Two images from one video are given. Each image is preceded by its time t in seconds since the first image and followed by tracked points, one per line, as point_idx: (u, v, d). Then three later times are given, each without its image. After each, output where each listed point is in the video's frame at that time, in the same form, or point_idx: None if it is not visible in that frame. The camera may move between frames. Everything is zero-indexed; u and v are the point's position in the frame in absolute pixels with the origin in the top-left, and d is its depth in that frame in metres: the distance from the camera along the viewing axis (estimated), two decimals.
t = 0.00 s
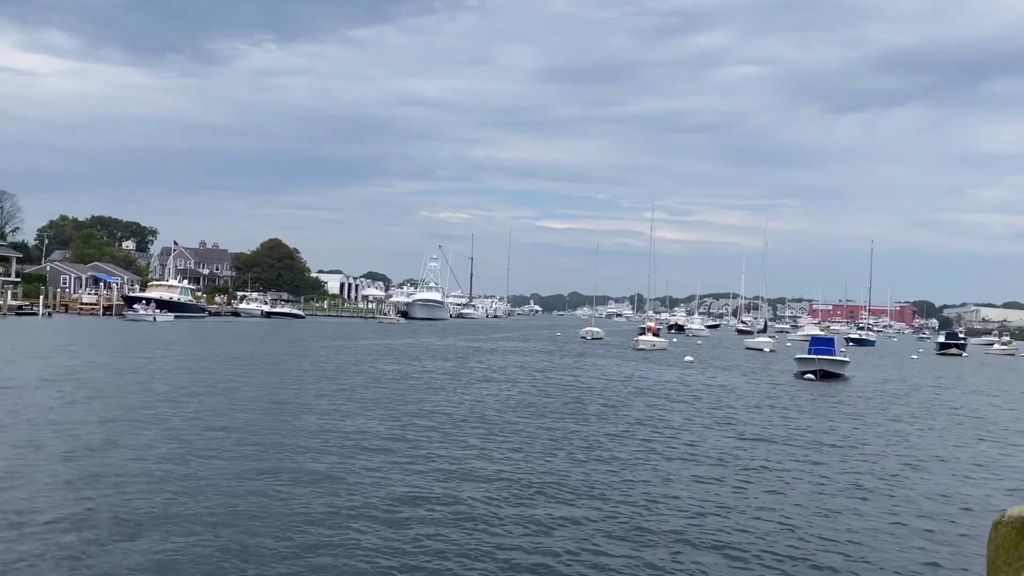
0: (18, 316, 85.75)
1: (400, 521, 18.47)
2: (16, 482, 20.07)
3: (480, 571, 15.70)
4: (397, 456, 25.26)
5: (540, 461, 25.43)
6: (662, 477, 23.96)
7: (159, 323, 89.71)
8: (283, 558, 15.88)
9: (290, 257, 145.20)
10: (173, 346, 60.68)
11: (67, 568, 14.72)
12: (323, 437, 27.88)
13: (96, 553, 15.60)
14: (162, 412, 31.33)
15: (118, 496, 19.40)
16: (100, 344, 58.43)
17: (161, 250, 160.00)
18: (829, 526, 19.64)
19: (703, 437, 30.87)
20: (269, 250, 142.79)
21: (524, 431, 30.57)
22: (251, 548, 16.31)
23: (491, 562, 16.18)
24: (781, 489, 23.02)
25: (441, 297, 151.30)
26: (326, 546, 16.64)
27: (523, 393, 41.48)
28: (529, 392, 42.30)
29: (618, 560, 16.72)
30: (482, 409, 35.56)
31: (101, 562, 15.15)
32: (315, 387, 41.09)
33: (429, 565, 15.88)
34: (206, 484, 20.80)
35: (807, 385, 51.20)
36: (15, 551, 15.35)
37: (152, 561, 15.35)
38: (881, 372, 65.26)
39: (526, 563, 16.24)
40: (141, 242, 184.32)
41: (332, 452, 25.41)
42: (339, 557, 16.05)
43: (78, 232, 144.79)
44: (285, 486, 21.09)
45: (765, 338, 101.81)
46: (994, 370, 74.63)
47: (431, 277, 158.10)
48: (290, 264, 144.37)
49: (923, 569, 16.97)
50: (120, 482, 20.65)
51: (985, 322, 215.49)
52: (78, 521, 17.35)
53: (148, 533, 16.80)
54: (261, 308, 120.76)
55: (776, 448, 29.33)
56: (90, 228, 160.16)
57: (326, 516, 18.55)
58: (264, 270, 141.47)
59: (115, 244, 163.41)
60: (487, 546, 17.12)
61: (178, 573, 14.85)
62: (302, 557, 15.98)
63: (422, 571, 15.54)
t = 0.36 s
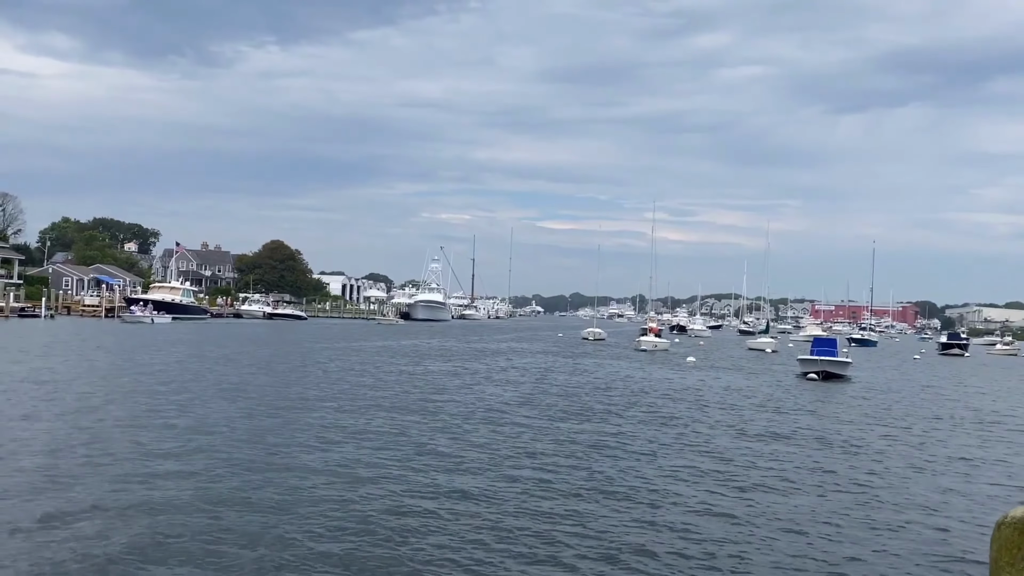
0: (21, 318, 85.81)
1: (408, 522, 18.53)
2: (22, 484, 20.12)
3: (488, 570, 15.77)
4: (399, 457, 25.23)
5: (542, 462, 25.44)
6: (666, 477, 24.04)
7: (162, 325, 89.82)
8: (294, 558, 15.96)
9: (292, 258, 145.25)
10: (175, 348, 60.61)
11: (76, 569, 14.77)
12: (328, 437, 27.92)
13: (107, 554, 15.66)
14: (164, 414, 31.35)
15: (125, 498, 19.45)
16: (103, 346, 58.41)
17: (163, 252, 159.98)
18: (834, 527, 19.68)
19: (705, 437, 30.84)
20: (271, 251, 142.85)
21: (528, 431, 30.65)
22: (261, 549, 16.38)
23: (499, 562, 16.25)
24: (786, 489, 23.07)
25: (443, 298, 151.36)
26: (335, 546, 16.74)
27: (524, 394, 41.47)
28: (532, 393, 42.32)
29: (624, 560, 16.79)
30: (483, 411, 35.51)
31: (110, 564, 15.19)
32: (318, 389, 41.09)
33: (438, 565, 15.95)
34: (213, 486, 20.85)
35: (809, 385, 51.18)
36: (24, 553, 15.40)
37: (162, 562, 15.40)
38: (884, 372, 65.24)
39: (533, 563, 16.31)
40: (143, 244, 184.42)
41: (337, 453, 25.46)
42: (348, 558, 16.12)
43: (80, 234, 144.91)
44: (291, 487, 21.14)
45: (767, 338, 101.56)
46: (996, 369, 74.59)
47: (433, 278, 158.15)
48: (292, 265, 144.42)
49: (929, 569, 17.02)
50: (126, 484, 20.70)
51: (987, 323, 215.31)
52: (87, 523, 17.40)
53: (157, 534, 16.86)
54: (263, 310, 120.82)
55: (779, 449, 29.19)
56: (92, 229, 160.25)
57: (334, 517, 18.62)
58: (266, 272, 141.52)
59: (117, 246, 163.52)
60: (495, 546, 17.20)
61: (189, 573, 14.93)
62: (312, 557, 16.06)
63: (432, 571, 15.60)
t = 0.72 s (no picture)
0: (23, 321, 85.90)
1: (414, 522, 18.56)
2: (25, 487, 20.16)
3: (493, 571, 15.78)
4: (400, 458, 25.26)
5: (544, 462, 25.45)
6: (670, 477, 24.07)
7: (164, 327, 89.78)
8: (299, 559, 16.00)
9: (293, 259, 145.29)
10: (176, 350, 60.61)
11: (79, 571, 14.80)
12: (331, 439, 28.03)
13: (112, 555, 15.69)
14: (166, 416, 31.38)
15: (129, 500, 19.53)
16: (104, 348, 58.40)
17: (164, 254, 160.04)
18: (836, 527, 19.64)
19: (706, 438, 30.85)
20: (272, 253, 142.88)
21: (531, 432, 30.72)
22: (266, 550, 16.41)
23: (504, 562, 16.28)
24: (790, 489, 23.09)
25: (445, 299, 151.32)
26: (339, 547, 16.76)
27: (526, 396, 41.47)
28: (533, 394, 42.37)
29: (629, 560, 16.77)
30: (485, 412, 35.53)
31: (113, 565, 15.22)
32: (320, 390, 41.11)
33: (442, 565, 15.98)
34: (218, 487, 20.90)
35: (810, 385, 51.19)
36: (29, 555, 15.43)
37: (168, 563, 15.46)
38: (885, 372, 65.19)
39: (539, 564, 16.31)
40: (144, 246, 184.41)
41: (339, 454, 25.53)
42: (354, 560, 16.13)
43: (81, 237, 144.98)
44: (295, 488, 21.19)
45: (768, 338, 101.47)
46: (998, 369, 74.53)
47: (434, 279, 158.14)
48: (293, 267, 144.45)
49: (934, 569, 17.00)
50: (130, 485, 20.77)
51: (988, 323, 215.13)
52: (93, 525, 17.47)
53: (162, 535, 16.94)
54: (264, 311, 120.74)
55: (779, 449, 29.20)
56: (93, 232, 160.32)
57: (339, 518, 18.67)
58: (267, 273, 141.51)
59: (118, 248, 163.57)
60: (501, 546, 17.23)
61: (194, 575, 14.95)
62: (319, 559, 16.07)
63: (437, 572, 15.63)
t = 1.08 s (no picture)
0: (23, 323, 85.89)
1: (418, 523, 18.64)
2: (26, 488, 20.25)
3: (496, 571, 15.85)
4: (400, 459, 25.29)
5: (542, 463, 25.47)
6: (672, 477, 24.18)
7: (164, 329, 89.76)
8: (303, 560, 16.06)
9: (293, 261, 145.34)
10: (176, 351, 60.64)
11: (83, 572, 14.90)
12: (331, 441, 28.08)
13: (116, 558, 15.74)
14: (166, 418, 31.40)
15: (133, 501, 19.58)
16: (103, 351, 58.34)
17: (164, 256, 159.95)
18: (834, 527, 19.63)
19: (705, 438, 30.86)
20: (272, 255, 142.98)
21: (532, 433, 30.81)
22: (271, 550, 16.56)
23: (507, 563, 16.38)
24: (791, 489, 23.20)
25: (445, 300, 151.28)
26: (342, 549, 16.83)
27: (525, 397, 41.51)
28: (533, 394, 42.42)
29: (631, 560, 16.88)
30: (485, 413, 35.59)
31: (117, 567, 15.27)
32: (319, 392, 41.12)
33: (447, 566, 16.06)
34: (221, 489, 20.96)
35: (810, 386, 51.21)
36: (33, 557, 15.50)
37: (172, 562, 15.61)
38: (886, 372, 65.16)
39: (542, 564, 16.39)
40: (144, 248, 184.45)
41: (341, 455, 25.58)
42: (359, 560, 16.21)
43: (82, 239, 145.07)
44: (295, 489, 21.31)
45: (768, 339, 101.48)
46: (997, 369, 74.52)
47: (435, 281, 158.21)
48: (293, 268, 144.49)
49: (934, 568, 17.07)
50: (133, 487, 20.83)
51: (987, 323, 215.22)
52: (97, 527, 17.53)
53: (166, 538, 17.00)
54: (264, 313, 120.66)
55: (779, 450, 29.20)
56: (93, 234, 160.34)
57: (343, 519, 18.75)
58: (267, 275, 141.47)
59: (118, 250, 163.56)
60: (505, 547, 17.31)
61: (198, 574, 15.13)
62: (323, 559, 16.18)
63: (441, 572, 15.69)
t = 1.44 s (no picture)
0: (22, 325, 85.90)
1: (420, 525, 18.62)
2: (29, 490, 20.31)
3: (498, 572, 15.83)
4: (401, 461, 25.32)
5: (545, 464, 25.49)
6: (673, 478, 24.25)
7: (163, 332, 89.72)
8: (304, 562, 15.99)
9: (292, 262, 145.41)
10: (175, 354, 60.61)
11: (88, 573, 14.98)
12: (331, 442, 28.02)
13: (117, 561, 15.64)
14: (167, 419, 31.44)
15: (133, 504, 19.49)
16: (103, 352, 58.34)
17: (163, 258, 159.94)
18: (837, 528, 19.67)
19: (707, 440, 30.87)
20: (271, 257, 143.12)
21: (532, 434, 30.80)
22: (275, 550, 16.64)
23: (509, 563, 16.36)
24: (793, 490, 23.25)
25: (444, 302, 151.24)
26: (345, 548, 16.90)
27: (525, 398, 41.53)
28: (533, 396, 42.36)
29: (633, 560, 16.89)
30: (486, 414, 35.61)
31: (119, 570, 15.24)
32: (319, 393, 41.16)
33: (448, 566, 16.04)
34: (221, 492, 20.88)
35: (809, 387, 51.28)
36: (33, 560, 15.41)
37: (177, 563, 15.69)
38: (886, 373, 65.15)
39: (544, 564, 16.39)
40: (143, 250, 184.47)
41: (341, 457, 25.49)
42: (361, 562, 16.16)
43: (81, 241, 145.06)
44: (297, 490, 21.36)
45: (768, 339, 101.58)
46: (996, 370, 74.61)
47: (434, 282, 158.27)
48: (292, 270, 144.55)
49: (935, 569, 17.08)
50: (133, 490, 20.74)
51: (986, 324, 215.53)
52: (97, 531, 17.42)
53: (167, 541, 16.91)
54: (264, 315, 120.59)
55: (782, 451, 29.23)
56: (92, 236, 160.35)
57: (344, 521, 18.68)
58: (266, 277, 141.46)
59: (117, 252, 163.48)
60: (506, 548, 17.31)
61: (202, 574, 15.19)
62: (327, 559, 16.26)
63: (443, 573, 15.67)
